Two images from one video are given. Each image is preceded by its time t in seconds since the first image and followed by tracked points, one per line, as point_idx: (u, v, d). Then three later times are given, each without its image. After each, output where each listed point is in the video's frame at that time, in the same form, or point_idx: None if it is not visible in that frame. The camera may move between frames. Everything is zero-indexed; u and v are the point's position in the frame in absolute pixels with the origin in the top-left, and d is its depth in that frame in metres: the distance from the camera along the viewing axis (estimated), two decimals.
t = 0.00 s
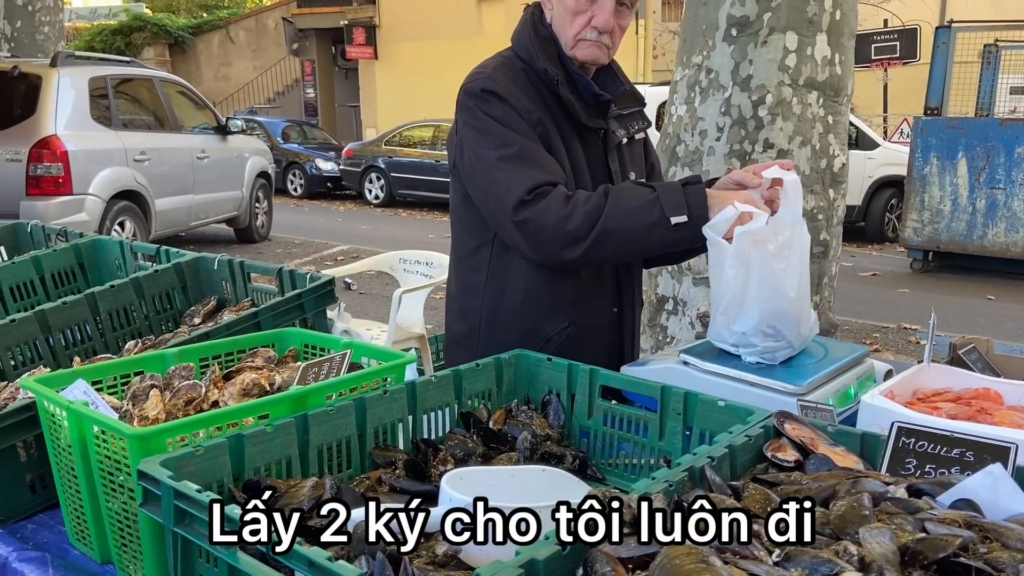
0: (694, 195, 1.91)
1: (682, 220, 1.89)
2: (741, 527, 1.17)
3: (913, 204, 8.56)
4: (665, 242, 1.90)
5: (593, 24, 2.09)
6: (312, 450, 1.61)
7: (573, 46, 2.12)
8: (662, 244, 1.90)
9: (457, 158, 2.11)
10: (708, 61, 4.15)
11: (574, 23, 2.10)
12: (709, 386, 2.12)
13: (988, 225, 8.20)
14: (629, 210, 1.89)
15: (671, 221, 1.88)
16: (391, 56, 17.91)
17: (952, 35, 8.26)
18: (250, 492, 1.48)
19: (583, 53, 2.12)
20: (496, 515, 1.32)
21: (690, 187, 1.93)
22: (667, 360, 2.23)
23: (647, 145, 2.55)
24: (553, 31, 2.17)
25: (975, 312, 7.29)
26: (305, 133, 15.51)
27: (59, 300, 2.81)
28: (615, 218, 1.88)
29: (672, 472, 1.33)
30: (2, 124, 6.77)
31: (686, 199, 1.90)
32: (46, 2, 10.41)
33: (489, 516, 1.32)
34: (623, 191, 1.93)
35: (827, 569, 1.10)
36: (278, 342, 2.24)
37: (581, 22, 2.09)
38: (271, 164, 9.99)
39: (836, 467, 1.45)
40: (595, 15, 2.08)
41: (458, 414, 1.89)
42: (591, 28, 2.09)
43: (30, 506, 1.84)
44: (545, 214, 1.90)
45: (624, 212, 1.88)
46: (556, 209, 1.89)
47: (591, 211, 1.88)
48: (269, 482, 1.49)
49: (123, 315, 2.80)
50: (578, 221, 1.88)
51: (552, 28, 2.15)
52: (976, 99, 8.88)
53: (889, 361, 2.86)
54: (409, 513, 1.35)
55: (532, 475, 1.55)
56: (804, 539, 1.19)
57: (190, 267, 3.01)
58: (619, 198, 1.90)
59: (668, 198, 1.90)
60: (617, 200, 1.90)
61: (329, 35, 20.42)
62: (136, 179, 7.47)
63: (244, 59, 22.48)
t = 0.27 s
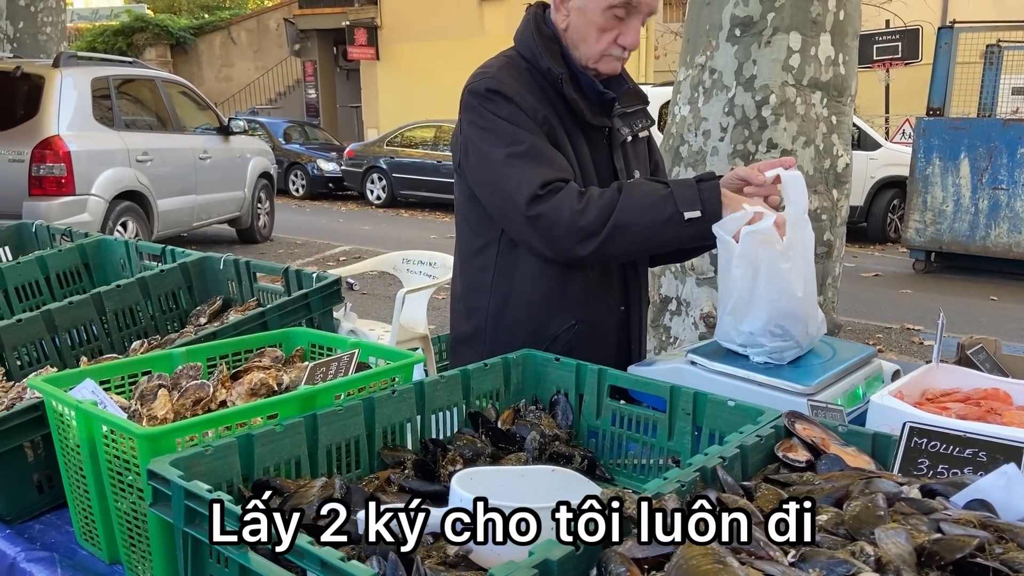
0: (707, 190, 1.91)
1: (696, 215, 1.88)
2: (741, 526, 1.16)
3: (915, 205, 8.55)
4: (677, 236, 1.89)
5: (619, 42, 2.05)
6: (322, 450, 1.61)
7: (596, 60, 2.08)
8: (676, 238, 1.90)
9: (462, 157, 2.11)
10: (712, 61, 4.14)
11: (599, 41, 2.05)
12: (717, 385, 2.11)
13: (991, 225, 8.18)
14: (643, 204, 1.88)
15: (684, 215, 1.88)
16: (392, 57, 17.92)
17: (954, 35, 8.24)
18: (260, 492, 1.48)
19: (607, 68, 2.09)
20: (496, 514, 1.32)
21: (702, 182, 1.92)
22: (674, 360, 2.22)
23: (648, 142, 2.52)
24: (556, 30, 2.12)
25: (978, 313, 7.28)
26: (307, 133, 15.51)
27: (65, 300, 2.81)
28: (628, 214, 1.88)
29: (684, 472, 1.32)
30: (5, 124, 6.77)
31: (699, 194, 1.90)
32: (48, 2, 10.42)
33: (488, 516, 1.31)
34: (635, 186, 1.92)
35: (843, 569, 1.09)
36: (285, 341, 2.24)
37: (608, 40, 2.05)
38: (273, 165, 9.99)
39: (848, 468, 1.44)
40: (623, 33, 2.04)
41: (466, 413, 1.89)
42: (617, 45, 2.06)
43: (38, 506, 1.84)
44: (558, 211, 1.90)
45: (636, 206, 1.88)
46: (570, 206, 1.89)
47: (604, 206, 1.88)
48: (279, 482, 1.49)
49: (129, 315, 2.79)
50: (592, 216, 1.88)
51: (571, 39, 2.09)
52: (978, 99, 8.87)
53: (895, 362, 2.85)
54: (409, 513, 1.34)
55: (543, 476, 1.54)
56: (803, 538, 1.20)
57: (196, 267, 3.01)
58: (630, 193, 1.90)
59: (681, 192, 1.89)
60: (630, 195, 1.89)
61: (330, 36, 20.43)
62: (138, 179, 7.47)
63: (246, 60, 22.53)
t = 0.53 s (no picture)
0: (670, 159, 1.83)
1: (658, 178, 1.80)
2: (741, 526, 1.17)
3: (917, 206, 8.54)
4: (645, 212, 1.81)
5: (635, 51, 2.06)
6: (327, 452, 1.61)
7: (611, 67, 2.09)
8: (642, 209, 1.81)
9: (462, 154, 2.09)
10: (714, 62, 4.14)
11: (614, 48, 2.05)
12: (720, 387, 2.12)
13: (993, 226, 8.18)
14: (608, 183, 1.81)
15: (647, 180, 1.80)
16: (394, 58, 17.92)
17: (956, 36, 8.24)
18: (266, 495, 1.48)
19: (621, 75, 2.11)
20: (496, 514, 1.31)
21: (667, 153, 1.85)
22: (677, 362, 2.22)
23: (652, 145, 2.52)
24: (565, 31, 2.11)
25: (980, 314, 7.27)
26: (308, 134, 15.52)
27: (69, 301, 2.81)
28: (593, 193, 1.80)
29: (689, 474, 1.31)
30: (7, 125, 6.77)
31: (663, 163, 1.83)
32: (50, 3, 10.43)
33: (489, 516, 1.31)
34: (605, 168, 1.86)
35: (851, 573, 1.09)
36: (289, 343, 2.24)
37: (624, 48, 2.05)
38: (274, 165, 9.99)
39: (854, 470, 1.44)
40: (639, 43, 2.05)
41: (470, 415, 1.89)
42: (633, 54, 2.07)
43: (43, 508, 1.84)
44: (526, 194, 1.83)
45: (602, 186, 1.81)
46: (538, 189, 1.83)
47: (568, 187, 1.81)
48: (284, 484, 1.49)
49: (133, 317, 2.79)
50: (556, 195, 1.80)
51: (586, 43, 2.08)
52: (980, 100, 8.87)
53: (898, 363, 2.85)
54: (409, 513, 1.35)
55: (547, 478, 1.54)
56: (804, 539, 1.20)
57: (199, 268, 3.01)
58: (599, 174, 1.83)
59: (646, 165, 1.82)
60: (598, 176, 1.82)
61: (332, 37, 20.44)
62: (140, 180, 7.47)
63: (247, 61, 22.55)
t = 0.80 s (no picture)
0: (652, 162, 1.83)
1: (640, 181, 1.80)
2: (741, 526, 1.17)
3: (918, 206, 8.54)
4: (627, 207, 1.81)
5: (627, 54, 2.06)
6: (321, 452, 1.61)
7: (603, 70, 2.08)
8: (624, 210, 1.81)
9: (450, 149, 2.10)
10: (713, 62, 4.14)
11: (606, 51, 2.04)
12: (715, 386, 2.12)
13: (994, 226, 8.17)
14: (587, 178, 1.82)
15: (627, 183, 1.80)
16: (394, 58, 17.93)
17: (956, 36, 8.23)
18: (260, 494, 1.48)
19: (613, 76, 2.10)
20: (496, 514, 1.32)
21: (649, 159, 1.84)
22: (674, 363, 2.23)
23: (651, 144, 2.51)
24: (559, 32, 2.12)
25: (981, 314, 7.26)
26: (309, 135, 15.52)
27: (66, 301, 2.82)
28: (573, 190, 1.80)
29: (683, 474, 1.31)
30: (7, 125, 6.76)
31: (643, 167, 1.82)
32: (50, 4, 10.43)
33: (488, 516, 1.32)
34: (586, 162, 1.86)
35: (843, 572, 1.09)
36: (285, 343, 2.24)
37: (616, 51, 2.04)
38: (274, 165, 9.99)
39: (848, 470, 1.44)
40: (631, 45, 2.05)
41: (466, 415, 1.89)
42: (625, 56, 2.06)
43: (38, 508, 1.84)
44: (508, 190, 1.83)
45: (583, 181, 1.81)
46: (519, 182, 1.82)
47: (550, 180, 1.81)
48: (278, 484, 1.49)
49: (130, 317, 2.79)
50: (535, 192, 1.80)
51: (580, 46, 2.08)
52: (980, 100, 8.86)
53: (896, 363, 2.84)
54: (409, 513, 1.35)
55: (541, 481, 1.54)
56: (803, 538, 1.20)
57: (197, 268, 3.01)
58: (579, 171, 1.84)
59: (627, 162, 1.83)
60: (578, 173, 1.83)
61: (332, 37, 20.45)
62: (140, 180, 7.48)
63: (248, 61, 22.57)
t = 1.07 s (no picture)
0: (544, 219, 1.55)
1: (517, 229, 1.54)
2: (741, 526, 1.16)
3: (919, 207, 8.52)
4: (501, 253, 1.56)
5: (601, 53, 1.90)
6: (319, 453, 1.60)
7: (580, 69, 1.95)
8: (497, 257, 1.56)
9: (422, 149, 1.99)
10: (714, 63, 4.14)
11: (579, 48, 1.92)
12: (714, 387, 2.13)
13: (995, 227, 8.16)
14: (473, 209, 1.59)
15: (502, 229, 1.56)
16: (395, 59, 17.94)
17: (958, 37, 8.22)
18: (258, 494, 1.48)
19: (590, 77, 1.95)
20: (497, 515, 1.32)
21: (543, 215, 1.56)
22: (674, 364, 2.24)
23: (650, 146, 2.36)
24: (556, 35, 1.97)
25: (982, 315, 7.24)
26: (309, 135, 15.53)
27: (66, 301, 2.81)
28: (453, 213, 1.59)
29: (682, 475, 1.30)
30: (8, 126, 6.76)
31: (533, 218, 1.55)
32: (52, 4, 10.43)
33: (489, 516, 1.31)
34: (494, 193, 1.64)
35: (841, 573, 1.09)
36: (285, 343, 2.23)
37: (589, 48, 1.90)
38: (275, 166, 9.99)
39: (848, 470, 1.43)
40: (605, 43, 1.89)
41: (465, 415, 1.88)
42: (599, 55, 1.91)
43: (36, 508, 1.84)
44: (400, 189, 1.66)
45: (466, 207, 1.59)
46: (412, 186, 1.65)
47: (439, 194, 1.62)
48: (277, 484, 1.49)
49: (129, 317, 2.79)
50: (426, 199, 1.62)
51: (561, 43, 1.96)
52: (982, 101, 8.85)
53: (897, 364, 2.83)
54: (409, 513, 1.34)
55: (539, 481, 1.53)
56: (804, 539, 1.19)
57: (196, 268, 3.01)
58: (477, 195, 1.62)
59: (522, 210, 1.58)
60: (474, 198, 1.61)
61: (334, 38, 20.46)
62: (141, 181, 7.48)
63: (249, 62, 22.58)
